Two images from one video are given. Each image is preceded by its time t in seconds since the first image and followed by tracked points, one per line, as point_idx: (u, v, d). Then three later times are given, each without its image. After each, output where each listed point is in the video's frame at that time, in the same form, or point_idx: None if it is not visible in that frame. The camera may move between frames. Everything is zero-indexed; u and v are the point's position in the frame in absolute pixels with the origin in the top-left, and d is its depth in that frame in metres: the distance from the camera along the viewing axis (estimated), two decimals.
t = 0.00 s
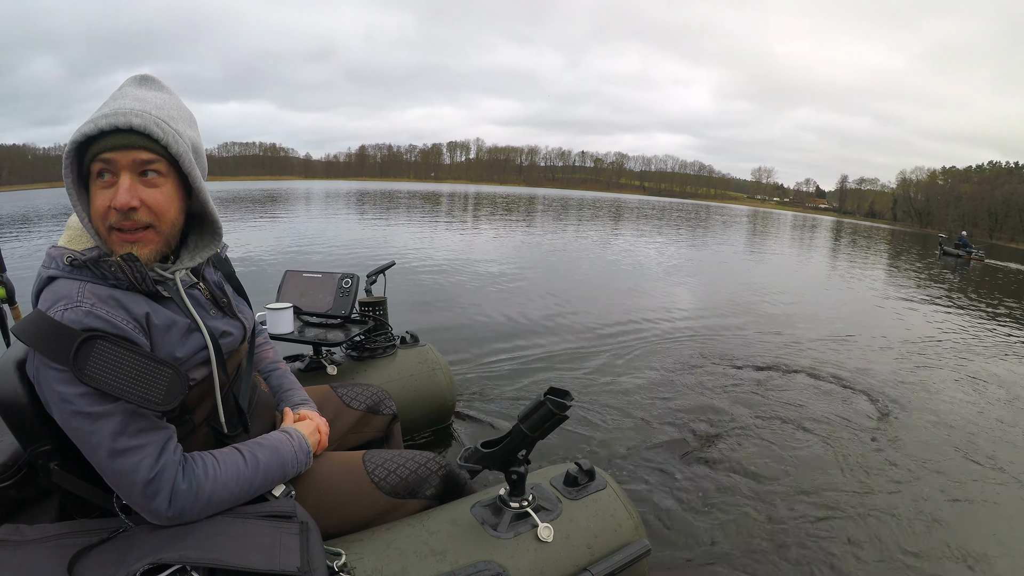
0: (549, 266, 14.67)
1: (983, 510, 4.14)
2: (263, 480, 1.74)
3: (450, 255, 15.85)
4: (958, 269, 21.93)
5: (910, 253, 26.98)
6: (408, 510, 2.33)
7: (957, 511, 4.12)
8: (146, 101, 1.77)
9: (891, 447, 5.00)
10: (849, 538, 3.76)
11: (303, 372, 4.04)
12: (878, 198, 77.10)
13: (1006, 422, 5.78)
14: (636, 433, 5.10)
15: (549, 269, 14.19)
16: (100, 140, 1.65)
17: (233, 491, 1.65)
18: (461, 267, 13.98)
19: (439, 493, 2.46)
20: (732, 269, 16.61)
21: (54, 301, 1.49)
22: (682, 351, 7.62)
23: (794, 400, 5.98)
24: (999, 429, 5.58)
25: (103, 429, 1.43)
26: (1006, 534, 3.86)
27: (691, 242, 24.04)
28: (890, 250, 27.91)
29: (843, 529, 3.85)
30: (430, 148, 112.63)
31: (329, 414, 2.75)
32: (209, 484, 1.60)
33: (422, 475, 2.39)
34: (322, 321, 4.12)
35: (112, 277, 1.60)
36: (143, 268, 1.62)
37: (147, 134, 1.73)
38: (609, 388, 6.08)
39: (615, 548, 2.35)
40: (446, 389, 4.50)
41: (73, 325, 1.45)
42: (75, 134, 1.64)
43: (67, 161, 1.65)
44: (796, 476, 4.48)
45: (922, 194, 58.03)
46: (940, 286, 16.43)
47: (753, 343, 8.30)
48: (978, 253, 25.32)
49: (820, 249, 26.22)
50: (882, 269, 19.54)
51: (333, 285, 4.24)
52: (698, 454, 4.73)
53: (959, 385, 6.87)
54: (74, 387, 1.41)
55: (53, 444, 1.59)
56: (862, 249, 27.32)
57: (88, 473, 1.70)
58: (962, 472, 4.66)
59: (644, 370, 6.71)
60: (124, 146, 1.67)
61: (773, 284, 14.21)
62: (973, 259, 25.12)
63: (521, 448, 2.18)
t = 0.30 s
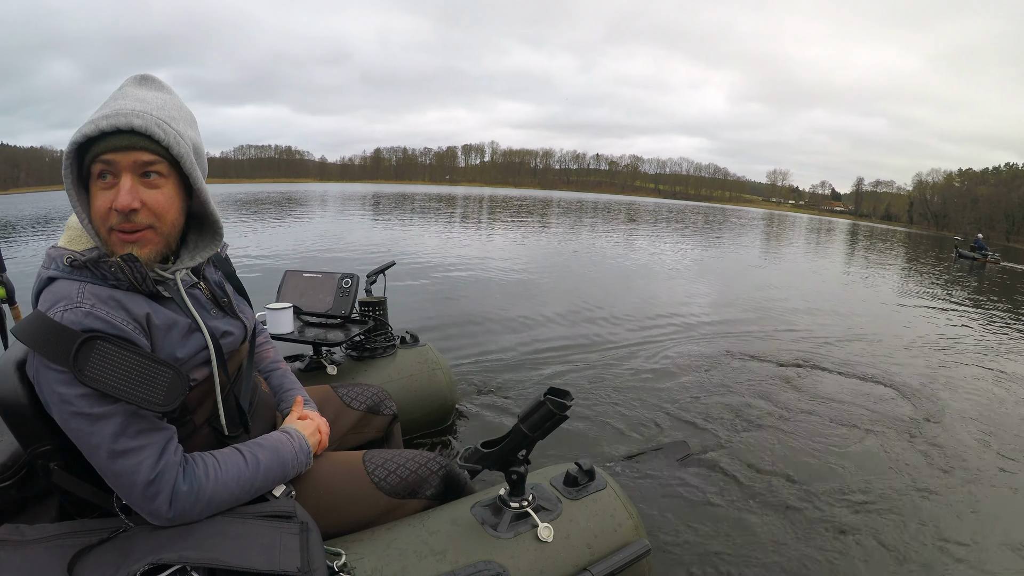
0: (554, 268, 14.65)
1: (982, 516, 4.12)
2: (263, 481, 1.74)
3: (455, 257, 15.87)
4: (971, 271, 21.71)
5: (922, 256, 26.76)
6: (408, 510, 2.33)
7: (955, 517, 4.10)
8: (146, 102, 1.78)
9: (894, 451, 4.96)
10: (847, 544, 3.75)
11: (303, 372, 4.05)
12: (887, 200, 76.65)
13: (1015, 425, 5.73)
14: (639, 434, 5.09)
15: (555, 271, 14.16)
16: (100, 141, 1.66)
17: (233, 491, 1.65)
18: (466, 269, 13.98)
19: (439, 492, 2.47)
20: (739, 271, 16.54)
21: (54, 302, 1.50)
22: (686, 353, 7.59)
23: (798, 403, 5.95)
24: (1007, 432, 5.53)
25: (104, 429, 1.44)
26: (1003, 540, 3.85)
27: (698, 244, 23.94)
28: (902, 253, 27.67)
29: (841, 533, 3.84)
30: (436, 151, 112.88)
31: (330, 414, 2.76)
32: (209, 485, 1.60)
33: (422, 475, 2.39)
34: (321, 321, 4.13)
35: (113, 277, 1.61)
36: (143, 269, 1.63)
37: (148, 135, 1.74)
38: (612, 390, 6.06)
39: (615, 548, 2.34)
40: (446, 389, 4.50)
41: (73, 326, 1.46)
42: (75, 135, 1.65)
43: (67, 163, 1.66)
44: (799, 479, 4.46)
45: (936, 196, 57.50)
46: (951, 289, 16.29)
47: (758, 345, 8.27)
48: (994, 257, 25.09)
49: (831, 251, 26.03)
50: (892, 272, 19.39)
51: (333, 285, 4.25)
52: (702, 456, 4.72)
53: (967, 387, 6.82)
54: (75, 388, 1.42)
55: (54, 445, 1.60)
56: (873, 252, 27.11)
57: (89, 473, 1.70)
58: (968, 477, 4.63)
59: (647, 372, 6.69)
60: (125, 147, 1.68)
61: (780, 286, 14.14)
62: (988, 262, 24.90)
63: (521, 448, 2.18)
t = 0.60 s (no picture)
0: (559, 268, 14.63)
1: (993, 517, 4.05)
2: (263, 480, 1.74)
3: (460, 257, 15.87)
4: (982, 275, 21.47)
5: (932, 260, 26.52)
6: (408, 509, 2.32)
7: (965, 518, 4.03)
8: (154, 101, 1.78)
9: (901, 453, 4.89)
10: (853, 546, 3.68)
11: (303, 372, 4.06)
12: (899, 202, 75.82)
13: None
14: (641, 435, 5.06)
15: (560, 271, 14.14)
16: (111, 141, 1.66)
17: (233, 491, 1.65)
18: (470, 268, 13.99)
19: (440, 492, 2.46)
20: (745, 273, 16.44)
21: (52, 304, 1.50)
22: (689, 354, 7.55)
23: (802, 405, 5.90)
24: (1016, 436, 5.46)
25: (103, 430, 1.44)
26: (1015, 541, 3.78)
27: (705, 245, 23.81)
28: (911, 256, 27.45)
29: (846, 534, 3.79)
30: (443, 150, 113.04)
31: (331, 415, 2.76)
32: (209, 485, 1.61)
33: (422, 474, 2.39)
34: (321, 320, 4.14)
35: (111, 278, 1.61)
36: (142, 269, 1.64)
37: (158, 134, 1.75)
38: (614, 391, 6.03)
39: (615, 547, 2.32)
40: (446, 389, 4.49)
41: (71, 327, 1.47)
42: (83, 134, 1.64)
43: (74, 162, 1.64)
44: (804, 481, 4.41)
45: (946, 200, 56.98)
46: (960, 293, 16.12)
47: (762, 347, 8.20)
48: (1004, 260, 24.86)
49: (838, 254, 25.86)
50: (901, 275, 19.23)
51: (333, 285, 4.26)
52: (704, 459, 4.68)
53: (975, 391, 6.75)
54: (73, 389, 1.42)
55: (53, 446, 1.60)
56: (882, 256, 26.90)
57: (88, 474, 1.71)
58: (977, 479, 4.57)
59: (650, 373, 6.66)
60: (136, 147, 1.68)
61: (787, 288, 14.04)
62: (998, 266, 24.67)
63: (521, 448, 2.17)
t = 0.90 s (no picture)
0: (559, 270, 14.62)
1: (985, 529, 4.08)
2: (264, 480, 1.75)
3: (460, 257, 15.86)
4: (981, 279, 21.48)
5: (932, 263, 26.51)
6: (408, 508, 2.32)
7: (957, 529, 4.06)
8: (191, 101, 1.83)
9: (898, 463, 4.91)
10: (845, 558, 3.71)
11: (303, 372, 4.06)
12: (900, 206, 75.82)
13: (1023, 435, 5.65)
14: (640, 437, 5.05)
15: (560, 272, 14.14)
16: (174, 140, 1.70)
17: (233, 491, 1.65)
18: (470, 269, 13.99)
19: (440, 493, 2.46)
20: (746, 275, 16.42)
21: (58, 301, 1.50)
22: (688, 357, 7.55)
23: (802, 408, 5.89)
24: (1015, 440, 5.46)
25: (106, 428, 1.44)
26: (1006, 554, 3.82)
27: (705, 247, 23.80)
28: (911, 260, 27.43)
29: (837, 542, 3.84)
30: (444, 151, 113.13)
31: (333, 420, 2.77)
32: (210, 485, 1.61)
33: (422, 473, 2.39)
34: (321, 321, 4.14)
35: (119, 276, 1.62)
36: (149, 266, 1.65)
37: (206, 135, 1.84)
38: (613, 394, 6.02)
39: (615, 547, 2.32)
40: (446, 390, 4.49)
41: (77, 325, 1.47)
42: (139, 130, 1.63)
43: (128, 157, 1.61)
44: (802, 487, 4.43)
45: (946, 203, 56.96)
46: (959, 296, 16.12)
47: (762, 349, 8.20)
48: (1003, 264, 24.87)
49: (839, 257, 25.83)
50: (902, 279, 19.22)
51: (333, 286, 4.26)
52: (703, 463, 4.68)
53: (976, 396, 6.74)
54: (76, 387, 1.42)
55: (52, 446, 1.60)
56: (883, 259, 26.87)
57: (87, 474, 1.71)
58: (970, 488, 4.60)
59: (649, 375, 6.65)
60: (197, 149, 1.76)
61: (787, 291, 14.04)
62: (997, 269, 24.68)
63: (521, 448, 2.16)
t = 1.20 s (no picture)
0: (556, 267, 14.63)
1: (974, 512, 4.14)
2: (264, 480, 1.74)
3: (458, 255, 15.86)
4: (975, 274, 21.64)
5: (927, 259, 26.65)
6: (409, 506, 2.33)
7: (951, 515, 4.10)
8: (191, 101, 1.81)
9: (892, 453, 4.96)
10: (842, 543, 3.73)
11: (302, 372, 4.05)
12: (895, 202, 76.17)
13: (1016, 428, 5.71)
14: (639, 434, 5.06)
15: (558, 270, 14.16)
16: (178, 141, 1.70)
17: (234, 490, 1.65)
18: (468, 266, 13.98)
19: (440, 493, 2.46)
20: (743, 272, 16.45)
21: (60, 302, 1.49)
22: (686, 353, 7.57)
23: (800, 404, 5.92)
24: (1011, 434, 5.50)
25: (107, 429, 1.44)
26: (994, 535, 3.88)
27: (701, 244, 23.88)
28: (906, 256, 27.56)
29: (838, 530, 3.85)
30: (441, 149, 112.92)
31: (334, 421, 2.77)
32: (210, 485, 1.60)
33: (424, 470, 2.39)
34: (321, 321, 4.13)
35: (120, 277, 1.61)
36: (151, 266, 1.65)
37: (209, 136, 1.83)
38: (613, 391, 6.03)
39: (615, 547, 2.32)
40: (446, 390, 4.49)
41: (80, 326, 1.46)
42: (144, 132, 1.63)
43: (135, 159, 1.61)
44: (800, 479, 4.44)
45: (941, 200, 57.19)
46: (953, 291, 16.25)
47: (760, 345, 8.23)
48: (996, 259, 25.01)
49: (835, 253, 25.92)
50: (897, 275, 19.30)
51: (333, 286, 4.25)
52: (703, 459, 4.69)
53: (972, 391, 6.78)
54: (78, 388, 1.41)
55: (53, 446, 1.60)
56: (878, 255, 26.97)
57: (87, 474, 1.70)
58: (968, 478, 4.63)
59: (648, 372, 6.66)
60: (200, 149, 1.75)
61: (783, 287, 14.09)
62: (991, 265, 24.81)
63: (521, 448, 2.17)
